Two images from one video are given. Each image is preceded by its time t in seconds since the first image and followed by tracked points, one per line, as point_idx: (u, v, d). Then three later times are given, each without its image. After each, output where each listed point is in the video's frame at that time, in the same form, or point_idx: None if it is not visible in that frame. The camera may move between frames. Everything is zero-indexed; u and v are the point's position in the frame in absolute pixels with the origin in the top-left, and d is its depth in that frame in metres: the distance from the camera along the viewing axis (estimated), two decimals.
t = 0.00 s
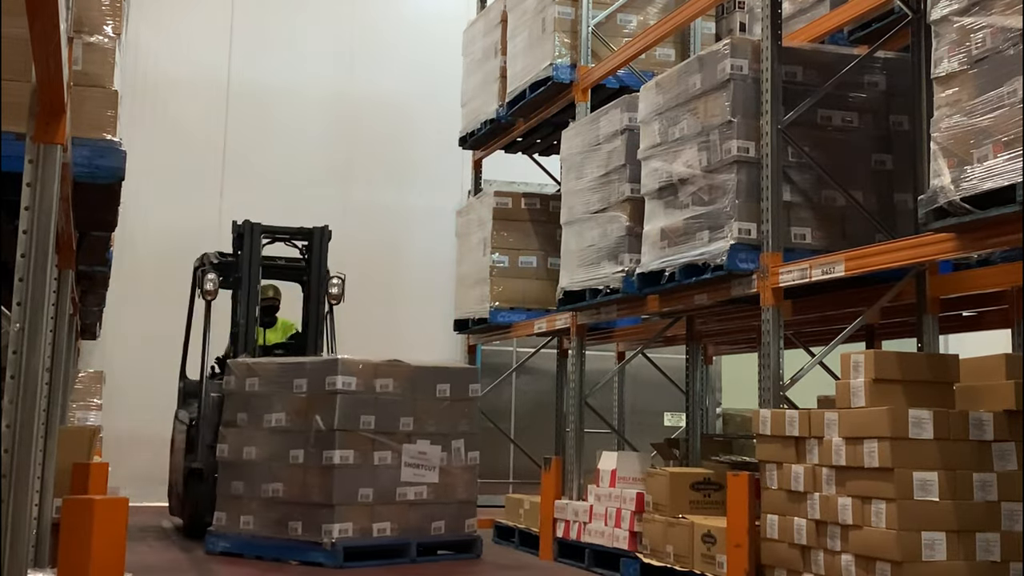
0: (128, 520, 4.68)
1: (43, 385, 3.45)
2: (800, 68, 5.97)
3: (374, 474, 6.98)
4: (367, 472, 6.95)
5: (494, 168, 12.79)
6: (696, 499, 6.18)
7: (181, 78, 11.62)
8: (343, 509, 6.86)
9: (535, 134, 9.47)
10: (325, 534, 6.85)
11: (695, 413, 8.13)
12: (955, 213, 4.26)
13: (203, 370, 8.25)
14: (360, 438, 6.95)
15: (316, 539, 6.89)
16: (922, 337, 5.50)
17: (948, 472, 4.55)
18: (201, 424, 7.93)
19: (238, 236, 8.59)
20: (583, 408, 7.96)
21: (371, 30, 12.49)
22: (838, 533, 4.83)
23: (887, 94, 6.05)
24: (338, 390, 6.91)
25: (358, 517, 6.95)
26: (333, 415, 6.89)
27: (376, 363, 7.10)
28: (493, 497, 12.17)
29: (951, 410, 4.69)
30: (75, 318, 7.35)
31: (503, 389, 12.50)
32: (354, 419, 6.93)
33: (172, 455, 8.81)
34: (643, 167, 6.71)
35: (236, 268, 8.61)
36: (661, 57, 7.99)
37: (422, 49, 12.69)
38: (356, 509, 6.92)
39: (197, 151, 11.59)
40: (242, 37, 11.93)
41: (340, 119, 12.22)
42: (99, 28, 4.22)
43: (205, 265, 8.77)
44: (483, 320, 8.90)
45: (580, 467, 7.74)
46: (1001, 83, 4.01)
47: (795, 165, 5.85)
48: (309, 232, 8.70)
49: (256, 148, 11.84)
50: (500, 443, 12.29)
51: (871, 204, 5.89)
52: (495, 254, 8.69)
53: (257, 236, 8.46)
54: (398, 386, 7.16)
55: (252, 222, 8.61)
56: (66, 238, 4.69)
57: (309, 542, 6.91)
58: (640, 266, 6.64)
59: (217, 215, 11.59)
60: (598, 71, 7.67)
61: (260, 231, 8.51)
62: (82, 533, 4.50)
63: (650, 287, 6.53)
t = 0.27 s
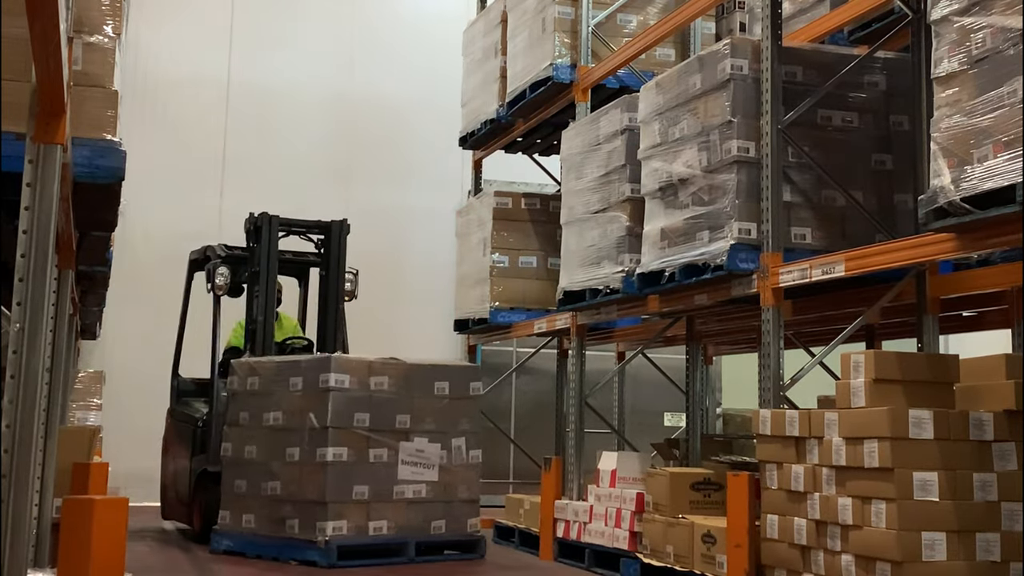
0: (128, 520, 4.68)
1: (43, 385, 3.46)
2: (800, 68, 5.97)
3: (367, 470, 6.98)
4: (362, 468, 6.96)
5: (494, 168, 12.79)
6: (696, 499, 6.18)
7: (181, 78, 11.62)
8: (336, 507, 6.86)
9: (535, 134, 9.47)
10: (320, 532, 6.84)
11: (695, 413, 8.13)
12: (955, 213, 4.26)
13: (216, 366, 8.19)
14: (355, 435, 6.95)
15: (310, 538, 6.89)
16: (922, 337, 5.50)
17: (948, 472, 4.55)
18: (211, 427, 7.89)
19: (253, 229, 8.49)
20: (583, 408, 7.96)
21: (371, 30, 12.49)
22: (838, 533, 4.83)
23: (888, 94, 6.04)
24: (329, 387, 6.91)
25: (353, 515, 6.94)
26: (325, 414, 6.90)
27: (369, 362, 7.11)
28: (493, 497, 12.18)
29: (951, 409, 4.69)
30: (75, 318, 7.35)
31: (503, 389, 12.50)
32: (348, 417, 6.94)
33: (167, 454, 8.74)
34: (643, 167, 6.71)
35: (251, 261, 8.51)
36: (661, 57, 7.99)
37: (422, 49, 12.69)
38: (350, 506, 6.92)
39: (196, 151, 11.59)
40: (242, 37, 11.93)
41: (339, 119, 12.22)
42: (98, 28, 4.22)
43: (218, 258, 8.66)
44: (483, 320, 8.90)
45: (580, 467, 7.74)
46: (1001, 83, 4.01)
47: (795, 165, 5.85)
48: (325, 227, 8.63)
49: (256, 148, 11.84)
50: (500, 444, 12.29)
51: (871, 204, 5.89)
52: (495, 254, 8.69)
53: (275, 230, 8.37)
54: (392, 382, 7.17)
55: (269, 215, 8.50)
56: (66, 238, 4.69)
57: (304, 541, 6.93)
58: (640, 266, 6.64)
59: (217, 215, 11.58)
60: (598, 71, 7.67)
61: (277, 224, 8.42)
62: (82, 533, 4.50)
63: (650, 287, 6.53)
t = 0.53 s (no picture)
0: (128, 519, 4.68)
1: (43, 385, 3.46)
2: (800, 68, 5.97)
3: (366, 424, 6.99)
4: (362, 422, 6.97)
5: (494, 168, 12.79)
6: (696, 499, 6.18)
7: (181, 77, 11.62)
8: (334, 457, 6.85)
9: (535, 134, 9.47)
10: (317, 482, 6.83)
11: (695, 413, 8.12)
12: (954, 213, 4.26)
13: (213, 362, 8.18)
14: (355, 388, 6.98)
15: (309, 488, 6.88)
16: (922, 337, 5.50)
17: (948, 472, 4.55)
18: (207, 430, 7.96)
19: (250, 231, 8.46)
20: (583, 408, 7.96)
21: (371, 30, 12.49)
22: (837, 533, 4.83)
23: (888, 93, 6.05)
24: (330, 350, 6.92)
25: (351, 466, 6.95)
26: (326, 366, 6.92)
27: (370, 316, 7.15)
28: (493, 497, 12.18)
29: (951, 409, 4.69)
30: (75, 318, 7.34)
31: (503, 389, 12.50)
32: (348, 370, 6.96)
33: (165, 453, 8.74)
34: (643, 167, 6.71)
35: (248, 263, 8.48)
36: (661, 57, 7.99)
37: (421, 49, 12.70)
38: (348, 457, 6.92)
39: (196, 151, 11.59)
40: (242, 36, 11.93)
41: (339, 119, 12.22)
42: (98, 28, 4.22)
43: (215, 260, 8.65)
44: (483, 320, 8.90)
45: (580, 467, 7.75)
46: (1001, 83, 4.01)
47: (795, 165, 5.85)
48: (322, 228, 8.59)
49: (256, 148, 11.84)
50: (500, 444, 12.29)
51: (870, 203, 5.89)
52: (495, 254, 8.69)
53: (272, 231, 8.32)
54: (392, 338, 7.20)
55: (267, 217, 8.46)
56: (65, 238, 4.70)
57: (302, 491, 6.92)
58: (640, 266, 6.64)
59: (216, 215, 11.58)
60: (598, 71, 7.67)
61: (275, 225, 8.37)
62: (83, 534, 4.51)
63: (650, 287, 6.53)
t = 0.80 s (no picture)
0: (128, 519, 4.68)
1: (43, 385, 3.45)
2: (800, 68, 5.97)
3: (306, 377, 7.13)
4: (300, 374, 7.12)
5: (494, 168, 12.80)
6: (696, 499, 6.18)
7: (181, 76, 11.62)
8: (270, 407, 7.01)
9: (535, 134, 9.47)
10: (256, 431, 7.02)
11: (695, 413, 8.11)
12: (955, 213, 4.26)
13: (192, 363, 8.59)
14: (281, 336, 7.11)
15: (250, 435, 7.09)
16: (922, 337, 5.50)
17: (948, 472, 4.56)
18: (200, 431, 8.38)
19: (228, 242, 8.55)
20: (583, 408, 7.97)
21: (370, 29, 12.49)
22: (837, 532, 4.83)
23: (888, 93, 6.05)
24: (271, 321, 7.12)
25: (288, 415, 7.09)
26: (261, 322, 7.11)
27: (308, 276, 7.27)
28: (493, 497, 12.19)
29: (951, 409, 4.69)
30: (75, 318, 7.34)
31: (503, 389, 12.50)
32: (282, 327, 7.12)
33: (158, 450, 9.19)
34: (643, 167, 6.71)
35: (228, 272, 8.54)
36: (661, 57, 7.99)
37: (421, 49, 12.69)
38: (284, 406, 7.06)
39: (196, 151, 11.59)
40: (242, 36, 11.93)
41: (339, 118, 12.22)
42: (99, 28, 4.23)
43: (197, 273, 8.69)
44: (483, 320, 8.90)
45: (580, 467, 7.75)
46: (1001, 83, 4.02)
47: (795, 165, 5.85)
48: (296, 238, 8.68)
49: (256, 147, 11.84)
50: (500, 444, 12.29)
51: (870, 203, 5.90)
52: (495, 254, 8.69)
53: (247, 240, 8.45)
54: (332, 300, 7.30)
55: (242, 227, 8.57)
56: (66, 238, 4.69)
57: (247, 439, 7.16)
58: (640, 266, 6.64)
59: (216, 215, 11.58)
60: (598, 71, 7.67)
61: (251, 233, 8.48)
62: (84, 534, 4.51)
63: (650, 287, 6.53)
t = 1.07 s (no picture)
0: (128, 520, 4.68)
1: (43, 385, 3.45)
2: (800, 68, 5.97)
3: (273, 325, 8.11)
4: (267, 322, 8.08)
5: (494, 168, 12.80)
6: (696, 499, 6.18)
7: (181, 76, 11.62)
8: (240, 351, 7.98)
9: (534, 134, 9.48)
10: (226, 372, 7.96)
11: (695, 413, 8.11)
12: (955, 213, 4.26)
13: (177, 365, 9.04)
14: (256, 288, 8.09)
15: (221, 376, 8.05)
16: (922, 337, 5.50)
17: (948, 472, 4.55)
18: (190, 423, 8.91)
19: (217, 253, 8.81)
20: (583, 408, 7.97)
21: (370, 29, 12.49)
22: (838, 532, 4.82)
23: (888, 93, 6.04)
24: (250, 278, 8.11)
25: (256, 359, 8.05)
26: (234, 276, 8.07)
27: (276, 234, 8.26)
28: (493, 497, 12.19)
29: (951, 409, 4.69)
30: (75, 318, 7.35)
31: (504, 389, 12.50)
32: (254, 279, 8.11)
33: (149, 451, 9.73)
34: (643, 167, 6.71)
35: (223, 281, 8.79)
36: (661, 57, 8.00)
37: (421, 49, 12.69)
38: (253, 351, 8.02)
39: (196, 151, 11.59)
40: (242, 36, 11.93)
41: (339, 118, 12.22)
42: (99, 28, 4.23)
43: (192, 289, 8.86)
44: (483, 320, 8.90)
45: (580, 467, 7.74)
46: (1001, 83, 4.01)
47: (795, 165, 5.85)
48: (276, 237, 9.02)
49: (256, 147, 11.84)
50: (500, 444, 12.30)
51: (871, 203, 5.90)
52: (495, 254, 8.69)
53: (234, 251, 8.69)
54: (298, 254, 8.29)
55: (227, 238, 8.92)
56: (66, 238, 4.69)
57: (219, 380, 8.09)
58: (640, 266, 6.64)
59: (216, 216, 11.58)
60: (598, 71, 7.67)
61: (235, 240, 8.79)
62: (85, 535, 4.50)
63: (650, 287, 6.53)
